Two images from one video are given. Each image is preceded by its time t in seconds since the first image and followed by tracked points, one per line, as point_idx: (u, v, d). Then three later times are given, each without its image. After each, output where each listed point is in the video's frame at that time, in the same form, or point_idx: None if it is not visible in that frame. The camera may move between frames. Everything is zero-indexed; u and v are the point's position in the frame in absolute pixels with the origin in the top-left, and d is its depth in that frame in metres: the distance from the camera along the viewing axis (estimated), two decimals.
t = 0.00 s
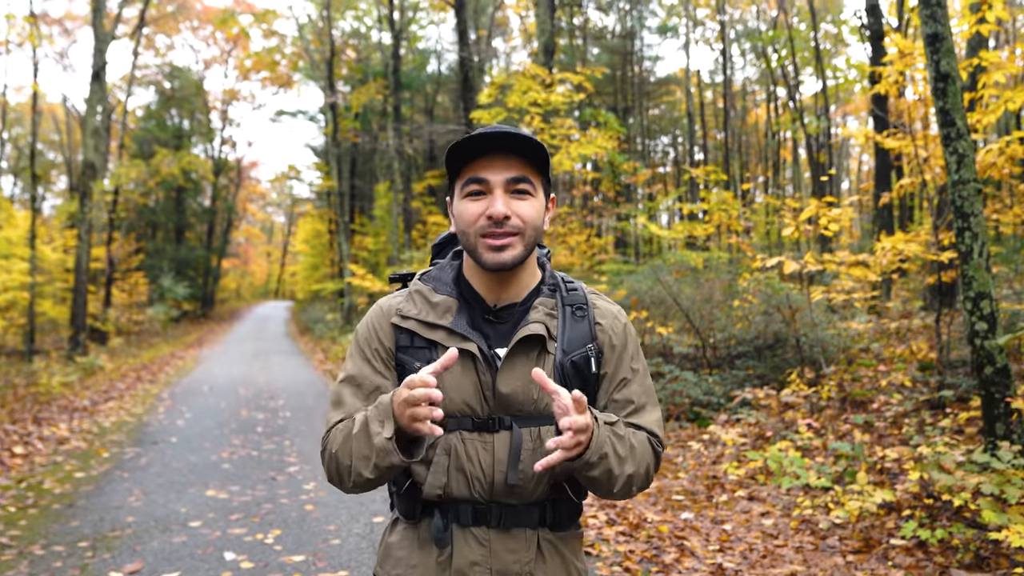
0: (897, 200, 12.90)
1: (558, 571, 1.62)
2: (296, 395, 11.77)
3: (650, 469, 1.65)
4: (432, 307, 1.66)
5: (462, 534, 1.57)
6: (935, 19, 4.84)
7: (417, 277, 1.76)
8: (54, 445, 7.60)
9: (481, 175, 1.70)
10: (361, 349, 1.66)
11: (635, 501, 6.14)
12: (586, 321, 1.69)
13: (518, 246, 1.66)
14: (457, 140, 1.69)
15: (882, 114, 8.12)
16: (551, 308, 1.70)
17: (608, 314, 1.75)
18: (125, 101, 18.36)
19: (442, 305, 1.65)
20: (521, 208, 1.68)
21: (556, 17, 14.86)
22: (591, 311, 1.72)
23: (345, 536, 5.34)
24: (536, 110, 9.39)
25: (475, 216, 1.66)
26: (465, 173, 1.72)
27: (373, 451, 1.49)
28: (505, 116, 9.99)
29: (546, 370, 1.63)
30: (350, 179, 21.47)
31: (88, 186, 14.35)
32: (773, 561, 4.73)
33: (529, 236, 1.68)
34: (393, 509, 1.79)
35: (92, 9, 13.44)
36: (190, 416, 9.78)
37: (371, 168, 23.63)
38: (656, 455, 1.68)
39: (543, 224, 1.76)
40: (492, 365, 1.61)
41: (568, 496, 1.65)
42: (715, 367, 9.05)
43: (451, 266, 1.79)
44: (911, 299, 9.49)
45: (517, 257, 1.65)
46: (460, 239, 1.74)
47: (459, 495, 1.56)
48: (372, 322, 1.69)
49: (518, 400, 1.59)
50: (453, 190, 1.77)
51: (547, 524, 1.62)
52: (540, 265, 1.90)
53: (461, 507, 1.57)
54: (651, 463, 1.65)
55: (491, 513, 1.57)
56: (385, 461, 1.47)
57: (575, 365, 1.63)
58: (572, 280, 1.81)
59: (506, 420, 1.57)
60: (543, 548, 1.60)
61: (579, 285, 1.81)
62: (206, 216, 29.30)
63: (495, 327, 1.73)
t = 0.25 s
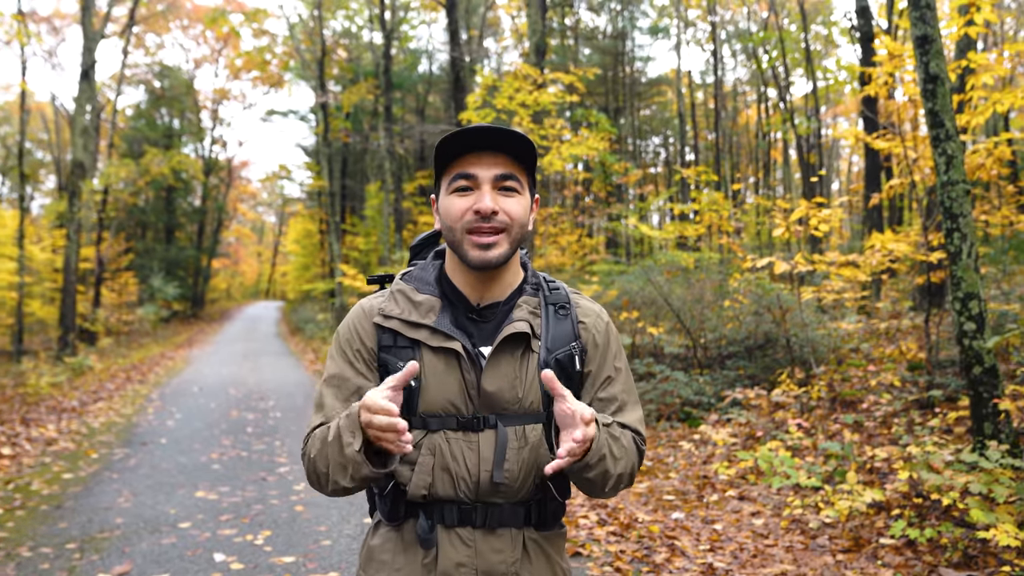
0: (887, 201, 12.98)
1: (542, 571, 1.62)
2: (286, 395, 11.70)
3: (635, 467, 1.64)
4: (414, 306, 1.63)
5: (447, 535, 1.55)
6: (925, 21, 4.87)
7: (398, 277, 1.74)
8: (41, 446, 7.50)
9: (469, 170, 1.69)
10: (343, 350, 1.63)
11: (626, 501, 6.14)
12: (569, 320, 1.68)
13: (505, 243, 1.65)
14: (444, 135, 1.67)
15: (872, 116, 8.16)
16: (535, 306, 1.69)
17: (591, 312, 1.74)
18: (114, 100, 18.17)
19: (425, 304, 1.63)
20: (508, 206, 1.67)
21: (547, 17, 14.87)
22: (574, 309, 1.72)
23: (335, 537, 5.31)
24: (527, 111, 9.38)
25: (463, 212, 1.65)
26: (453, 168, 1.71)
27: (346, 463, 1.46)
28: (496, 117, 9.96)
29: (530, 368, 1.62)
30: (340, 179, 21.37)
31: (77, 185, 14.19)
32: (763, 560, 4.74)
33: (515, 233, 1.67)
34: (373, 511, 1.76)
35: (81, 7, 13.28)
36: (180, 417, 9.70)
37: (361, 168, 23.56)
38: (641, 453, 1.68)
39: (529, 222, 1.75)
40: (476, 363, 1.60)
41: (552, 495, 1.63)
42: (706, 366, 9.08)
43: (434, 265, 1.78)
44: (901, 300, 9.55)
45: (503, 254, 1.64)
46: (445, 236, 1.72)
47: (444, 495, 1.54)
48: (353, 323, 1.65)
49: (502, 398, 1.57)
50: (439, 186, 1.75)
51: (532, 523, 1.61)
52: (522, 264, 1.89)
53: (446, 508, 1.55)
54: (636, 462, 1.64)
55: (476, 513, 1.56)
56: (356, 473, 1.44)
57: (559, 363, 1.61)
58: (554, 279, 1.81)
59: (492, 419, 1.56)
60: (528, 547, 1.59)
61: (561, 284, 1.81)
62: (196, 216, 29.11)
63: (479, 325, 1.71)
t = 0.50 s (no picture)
0: (876, 202, 13.07)
1: (528, 570, 1.60)
2: (276, 395, 11.62)
3: (621, 462, 1.64)
4: (398, 305, 1.62)
5: (432, 536, 1.53)
6: (913, 23, 4.90)
7: (381, 276, 1.72)
8: (28, 447, 7.39)
9: (448, 171, 1.67)
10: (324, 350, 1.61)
11: (616, 501, 6.14)
12: (552, 318, 1.66)
13: (486, 243, 1.64)
14: (423, 137, 1.65)
15: (862, 118, 8.21)
16: (518, 305, 1.68)
17: (573, 310, 1.74)
18: (102, 98, 17.98)
19: (408, 304, 1.62)
20: (488, 205, 1.65)
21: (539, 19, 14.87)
22: (557, 307, 1.71)
23: (325, 537, 5.27)
24: (518, 112, 9.37)
25: (444, 213, 1.63)
26: (432, 169, 1.69)
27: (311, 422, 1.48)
28: (487, 118, 9.95)
29: (514, 367, 1.60)
30: (330, 179, 21.26)
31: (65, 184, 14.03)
32: (753, 560, 4.76)
33: (496, 233, 1.66)
34: (355, 513, 1.73)
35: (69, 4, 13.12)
36: (169, 417, 9.60)
37: (352, 167, 23.46)
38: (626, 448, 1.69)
39: (511, 222, 1.73)
40: (460, 362, 1.59)
41: (538, 493, 1.62)
42: (696, 366, 9.10)
43: (416, 264, 1.76)
44: (890, 300, 9.62)
45: (484, 255, 1.63)
46: (427, 237, 1.70)
47: (429, 494, 1.52)
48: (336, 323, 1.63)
49: (487, 397, 1.56)
50: (419, 188, 1.73)
51: (518, 522, 1.59)
52: (503, 263, 1.87)
53: (431, 508, 1.53)
54: (622, 456, 1.64)
55: (461, 513, 1.54)
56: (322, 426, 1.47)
57: (542, 362, 1.59)
58: (536, 278, 1.79)
59: (476, 418, 1.54)
60: (513, 547, 1.58)
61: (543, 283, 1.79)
62: (185, 215, 28.89)
63: (462, 324, 1.70)
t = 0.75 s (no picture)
0: (864, 203, 13.18)
1: (510, 571, 1.59)
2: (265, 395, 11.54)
3: (599, 463, 1.64)
4: (381, 303, 1.59)
5: (414, 536, 1.51)
6: (900, 24, 4.93)
7: (364, 274, 1.69)
8: (13, 448, 7.28)
9: (425, 178, 1.65)
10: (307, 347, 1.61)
11: (606, 501, 6.14)
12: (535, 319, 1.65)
13: (467, 248, 1.62)
14: (397, 146, 1.63)
15: (850, 119, 8.27)
16: (501, 305, 1.67)
17: (556, 311, 1.74)
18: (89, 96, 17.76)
19: (392, 302, 1.59)
20: (467, 210, 1.64)
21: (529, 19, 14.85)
22: (540, 308, 1.70)
23: (314, 538, 5.23)
24: (508, 112, 9.36)
25: (422, 221, 1.61)
26: (409, 176, 1.67)
27: (318, 412, 1.44)
28: (477, 118, 9.92)
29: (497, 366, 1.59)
30: (320, 179, 21.14)
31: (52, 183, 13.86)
32: (742, 559, 4.77)
33: (477, 237, 1.64)
34: (334, 515, 1.70)
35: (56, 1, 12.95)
36: (157, 418, 9.50)
37: (341, 167, 23.34)
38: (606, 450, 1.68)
39: (491, 223, 1.72)
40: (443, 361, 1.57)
41: (520, 494, 1.61)
42: (686, 366, 9.13)
43: (399, 263, 1.74)
44: (878, 300, 9.69)
45: (466, 260, 1.61)
46: (408, 243, 1.68)
47: (411, 494, 1.51)
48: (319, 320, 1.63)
49: (471, 397, 1.55)
50: (397, 195, 1.70)
51: (500, 522, 1.58)
52: (487, 264, 1.85)
53: (414, 508, 1.51)
54: (601, 456, 1.64)
55: (444, 512, 1.52)
56: (331, 415, 1.42)
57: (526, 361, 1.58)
58: (520, 279, 1.78)
59: (459, 417, 1.52)
60: (495, 547, 1.56)
61: (527, 284, 1.78)
62: (173, 215, 28.64)
63: (445, 324, 1.68)
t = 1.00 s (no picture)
0: (852, 203, 13.28)
1: (498, 570, 1.57)
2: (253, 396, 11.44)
3: (579, 468, 1.63)
4: (367, 306, 1.56)
5: (402, 539, 1.49)
6: (887, 26, 4.96)
7: (348, 276, 1.66)
8: None
9: (411, 173, 1.62)
10: (289, 356, 1.51)
11: (594, 501, 6.13)
12: (521, 321, 1.64)
13: (455, 243, 1.60)
14: (383, 141, 1.60)
15: (837, 120, 8.32)
16: (489, 308, 1.65)
17: (542, 313, 1.71)
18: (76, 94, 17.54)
19: (378, 305, 1.56)
20: (454, 205, 1.62)
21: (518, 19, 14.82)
22: (526, 311, 1.68)
23: (303, 539, 5.18)
24: (496, 112, 9.33)
25: (410, 216, 1.59)
26: (395, 172, 1.64)
27: (326, 474, 1.38)
28: (466, 117, 9.89)
29: (485, 370, 1.57)
30: (308, 179, 21.00)
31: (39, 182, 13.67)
32: (731, 558, 4.78)
33: (465, 233, 1.62)
34: (318, 518, 1.67)
35: None
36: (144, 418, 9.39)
37: (330, 167, 23.20)
38: (586, 455, 1.67)
39: (478, 220, 1.70)
40: (431, 365, 1.55)
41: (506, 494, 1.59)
42: (675, 366, 9.15)
43: (384, 264, 1.71)
44: (865, 300, 9.77)
45: (454, 256, 1.59)
46: (394, 240, 1.65)
47: (399, 497, 1.49)
48: (301, 323, 1.55)
49: (459, 401, 1.54)
50: (382, 192, 1.67)
51: (487, 523, 1.56)
52: (472, 264, 1.83)
53: (400, 511, 1.49)
54: (580, 461, 1.63)
55: (431, 514, 1.50)
56: (341, 484, 1.36)
57: (513, 365, 1.57)
58: (505, 280, 1.77)
59: (447, 421, 1.51)
60: (482, 548, 1.55)
61: (512, 285, 1.76)
62: (160, 214, 28.37)
63: (432, 326, 1.65)
